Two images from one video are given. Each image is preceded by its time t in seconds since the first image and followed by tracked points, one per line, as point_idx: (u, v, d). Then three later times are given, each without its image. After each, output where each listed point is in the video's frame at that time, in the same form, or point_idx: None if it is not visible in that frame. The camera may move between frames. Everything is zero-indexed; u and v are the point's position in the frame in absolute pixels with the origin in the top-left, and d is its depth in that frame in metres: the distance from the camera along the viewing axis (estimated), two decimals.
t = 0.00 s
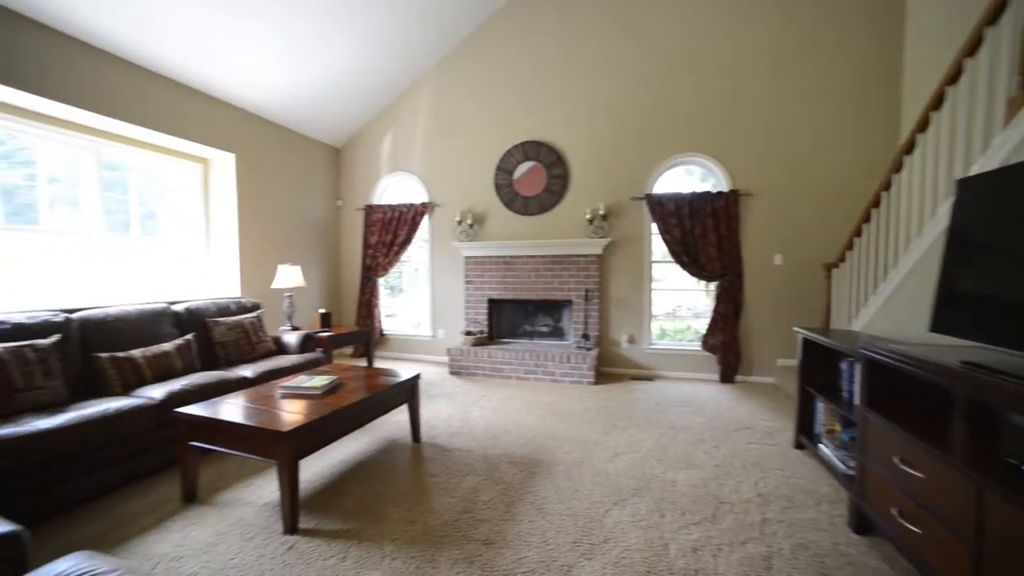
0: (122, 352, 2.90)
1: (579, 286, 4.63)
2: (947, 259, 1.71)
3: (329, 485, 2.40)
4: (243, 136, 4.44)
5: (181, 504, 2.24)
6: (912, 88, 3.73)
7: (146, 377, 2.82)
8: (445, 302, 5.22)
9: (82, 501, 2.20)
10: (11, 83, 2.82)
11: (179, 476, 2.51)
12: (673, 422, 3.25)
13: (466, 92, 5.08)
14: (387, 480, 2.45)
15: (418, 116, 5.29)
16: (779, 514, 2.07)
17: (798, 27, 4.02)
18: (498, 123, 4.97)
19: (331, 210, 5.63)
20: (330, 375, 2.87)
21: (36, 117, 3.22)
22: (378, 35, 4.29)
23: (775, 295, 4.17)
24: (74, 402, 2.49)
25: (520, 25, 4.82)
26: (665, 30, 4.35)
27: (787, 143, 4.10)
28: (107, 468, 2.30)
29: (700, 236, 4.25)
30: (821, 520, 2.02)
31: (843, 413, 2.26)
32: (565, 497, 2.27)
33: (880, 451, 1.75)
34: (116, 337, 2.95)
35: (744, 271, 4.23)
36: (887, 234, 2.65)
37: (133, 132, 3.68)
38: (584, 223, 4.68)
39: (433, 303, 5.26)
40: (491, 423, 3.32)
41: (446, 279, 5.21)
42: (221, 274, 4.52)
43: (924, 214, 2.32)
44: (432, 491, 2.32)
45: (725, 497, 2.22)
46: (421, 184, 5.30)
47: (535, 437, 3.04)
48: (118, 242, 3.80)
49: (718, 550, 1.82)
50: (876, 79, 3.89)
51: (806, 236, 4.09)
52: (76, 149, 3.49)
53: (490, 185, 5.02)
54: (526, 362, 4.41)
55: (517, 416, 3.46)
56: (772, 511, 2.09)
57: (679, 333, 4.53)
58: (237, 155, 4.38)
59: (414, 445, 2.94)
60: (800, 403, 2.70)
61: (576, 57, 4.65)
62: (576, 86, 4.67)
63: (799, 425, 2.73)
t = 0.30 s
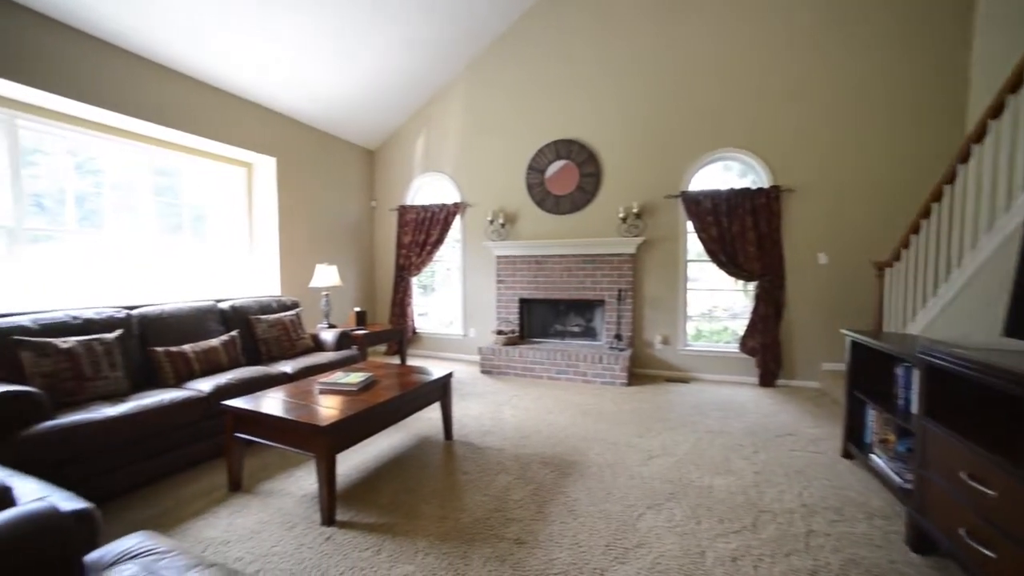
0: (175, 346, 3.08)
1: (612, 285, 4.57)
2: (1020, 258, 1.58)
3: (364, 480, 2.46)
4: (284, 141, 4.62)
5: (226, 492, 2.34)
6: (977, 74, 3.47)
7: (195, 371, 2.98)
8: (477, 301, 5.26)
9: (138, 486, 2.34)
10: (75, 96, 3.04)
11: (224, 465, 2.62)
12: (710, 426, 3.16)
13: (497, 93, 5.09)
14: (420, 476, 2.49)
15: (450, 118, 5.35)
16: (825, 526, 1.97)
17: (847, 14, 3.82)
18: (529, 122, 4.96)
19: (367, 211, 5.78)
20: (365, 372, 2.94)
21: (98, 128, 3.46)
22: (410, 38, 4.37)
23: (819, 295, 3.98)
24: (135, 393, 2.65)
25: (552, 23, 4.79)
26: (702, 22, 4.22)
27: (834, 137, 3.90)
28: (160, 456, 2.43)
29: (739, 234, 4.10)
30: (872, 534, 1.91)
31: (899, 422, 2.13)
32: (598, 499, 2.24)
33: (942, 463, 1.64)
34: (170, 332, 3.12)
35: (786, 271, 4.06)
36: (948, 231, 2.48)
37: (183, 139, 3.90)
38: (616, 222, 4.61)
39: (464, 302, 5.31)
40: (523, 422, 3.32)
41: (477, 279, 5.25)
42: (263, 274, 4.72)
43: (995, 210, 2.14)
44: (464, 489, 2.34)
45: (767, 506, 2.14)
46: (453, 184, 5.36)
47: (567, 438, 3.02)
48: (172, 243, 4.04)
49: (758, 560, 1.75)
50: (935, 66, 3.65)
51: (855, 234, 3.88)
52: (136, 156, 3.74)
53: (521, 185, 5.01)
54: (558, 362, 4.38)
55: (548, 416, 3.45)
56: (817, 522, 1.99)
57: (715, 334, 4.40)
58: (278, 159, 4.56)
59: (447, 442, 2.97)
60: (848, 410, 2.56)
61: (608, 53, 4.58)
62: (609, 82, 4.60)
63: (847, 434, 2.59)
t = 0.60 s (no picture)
0: (218, 342, 3.21)
1: (643, 285, 4.48)
2: None
3: (396, 476, 2.49)
4: (317, 145, 4.75)
5: (264, 484, 2.42)
6: None
7: (236, 366, 3.09)
8: (505, 301, 5.26)
9: (184, 475, 2.45)
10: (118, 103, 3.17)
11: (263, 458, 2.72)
12: (746, 431, 3.05)
13: (526, 92, 5.07)
14: (450, 474, 2.50)
15: (479, 118, 5.37)
16: (874, 541, 1.86)
17: None
18: (558, 121, 4.92)
19: (397, 212, 5.87)
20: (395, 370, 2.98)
21: (137, 133, 3.57)
22: (439, 40, 4.40)
23: (866, 296, 3.79)
24: (182, 387, 2.78)
25: (582, 20, 4.73)
26: (738, 13, 4.08)
27: (881, 129, 3.70)
28: (205, 447, 2.54)
29: (777, 232, 3.94)
30: (927, 552, 1.79)
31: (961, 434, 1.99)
32: (630, 502, 2.20)
33: (1011, 480, 1.52)
34: (214, 329, 3.26)
35: (829, 271, 3.88)
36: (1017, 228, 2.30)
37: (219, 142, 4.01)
38: (648, 220, 4.52)
39: (493, 302, 5.33)
40: (552, 423, 3.30)
41: (506, 279, 5.25)
42: (298, 274, 4.87)
43: None
44: (494, 488, 2.34)
45: (809, 516, 2.04)
46: (482, 184, 5.38)
47: (597, 440, 2.98)
48: (216, 244, 4.22)
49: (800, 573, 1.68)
50: (996, 49, 3.40)
51: (905, 231, 3.67)
52: (167, 158, 3.81)
53: (551, 184, 4.98)
54: (587, 362, 4.34)
55: (578, 417, 3.41)
56: (866, 537, 1.89)
57: (751, 336, 4.25)
58: (312, 162, 4.69)
59: (476, 441, 2.98)
60: (900, 419, 2.42)
61: (639, 49, 4.49)
62: (640, 78, 4.51)
63: (899, 444, 2.44)
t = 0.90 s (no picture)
0: (255, 339, 3.32)
1: (673, 286, 4.38)
2: None
3: (425, 473, 2.52)
4: (348, 147, 4.86)
5: (299, 477, 2.50)
6: None
7: (273, 363, 3.20)
8: (533, 301, 5.25)
9: (224, 466, 2.55)
10: (140, 104, 3.19)
11: (297, 452, 2.80)
12: (784, 437, 2.94)
13: (555, 90, 5.05)
14: (478, 473, 2.51)
15: (507, 118, 5.37)
16: (925, 559, 1.75)
17: None
18: (586, 119, 4.87)
19: (427, 212, 5.95)
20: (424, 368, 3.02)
21: (163, 135, 3.61)
22: (465, 40, 4.40)
23: (916, 298, 3.59)
24: (223, 382, 2.90)
25: (611, 16, 4.66)
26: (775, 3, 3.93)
27: (931, 119, 3.49)
28: (243, 440, 2.63)
29: (817, 229, 3.78)
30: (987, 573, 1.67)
31: None
32: (660, 507, 2.15)
33: None
34: (252, 326, 3.38)
35: (876, 271, 3.69)
36: None
37: (232, 141, 3.95)
38: (679, 219, 4.41)
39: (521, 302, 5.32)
40: (580, 424, 3.27)
41: (534, 278, 5.24)
42: (330, 273, 4.99)
43: None
44: (522, 489, 2.33)
45: (853, 529, 1.94)
46: (511, 184, 5.38)
47: (627, 442, 2.93)
48: (254, 245, 4.38)
49: None
50: None
51: (961, 228, 3.45)
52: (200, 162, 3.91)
53: (579, 183, 4.94)
54: (616, 363, 4.27)
55: (607, 418, 3.36)
56: (916, 554, 1.78)
57: (788, 338, 4.09)
58: (344, 164, 4.80)
59: (504, 441, 2.98)
60: (958, 430, 2.28)
61: (670, 43, 4.40)
62: (671, 73, 4.41)
63: (957, 456, 2.29)
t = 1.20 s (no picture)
0: (289, 337, 3.43)
1: (703, 286, 4.28)
2: None
3: (452, 471, 2.55)
4: (377, 150, 4.96)
5: (330, 472, 2.56)
6: None
7: (305, 361, 3.30)
8: (559, 301, 5.23)
9: (260, 459, 2.64)
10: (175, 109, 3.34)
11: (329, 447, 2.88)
12: (822, 444, 2.82)
13: (581, 89, 5.00)
14: (504, 473, 2.51)
15: (533, 118, 5.37)
16: None
17: None
18: (613, 117, 4.81)
19: (453, 212, 6.01)
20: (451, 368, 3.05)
21: (200, 140, 3.78)
22: (489, 41, 4.42)
23: (969, 299, 3.38)
24: (259, 378, 3.01)
25: (639, 11, 4.58)
26: None
27: (986, 109, 3.27)
28: (278, 435, 2.72)
29: (859, 227, 3.61)
30: None
31: None
32: (689, 511, 2.10)
33: None
34: (286, 325, 3.49)
35: (923, 270, 3.50)
36: None
37: (261, 144, 4.07)
38: (710, 217, 4.30)
39: (547, 302, 5.30)
40: (607, 425, 3.23)
41: (560, 278, 5.21)
42: (360, 273, 5.11)
43: None
44: (548, 489, 2.32)
45: (897, 543, 1.85)
46: (537, 184, 5.37)
47: (656, 445, 2.88)
48: (287, 245, 4.53)
49: None
50: None
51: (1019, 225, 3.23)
52: (237, 165, 4.07)
53: (606, 181, 4.88)
54: (644, 365, 4.20)
55: (635, 420, 3.31)
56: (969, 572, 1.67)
57: (826, 341, 3.92)
58: (372, 166, 4.91)
59: (530, 441, 2.97)
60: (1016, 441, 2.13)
61: (700, 37, 4.29)
62: (701, 68, 4.30)
63: (1016, 470, 2.15)
